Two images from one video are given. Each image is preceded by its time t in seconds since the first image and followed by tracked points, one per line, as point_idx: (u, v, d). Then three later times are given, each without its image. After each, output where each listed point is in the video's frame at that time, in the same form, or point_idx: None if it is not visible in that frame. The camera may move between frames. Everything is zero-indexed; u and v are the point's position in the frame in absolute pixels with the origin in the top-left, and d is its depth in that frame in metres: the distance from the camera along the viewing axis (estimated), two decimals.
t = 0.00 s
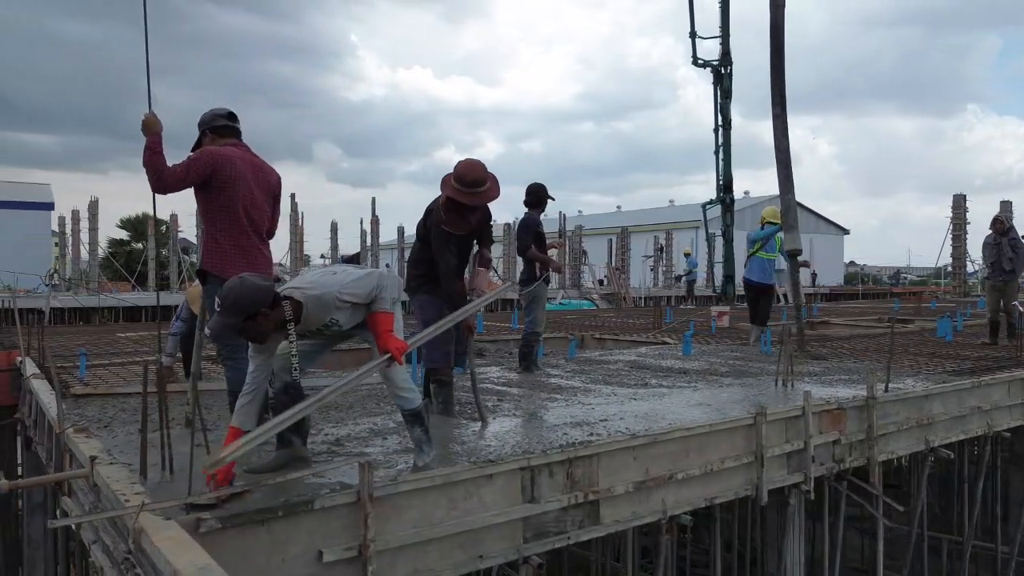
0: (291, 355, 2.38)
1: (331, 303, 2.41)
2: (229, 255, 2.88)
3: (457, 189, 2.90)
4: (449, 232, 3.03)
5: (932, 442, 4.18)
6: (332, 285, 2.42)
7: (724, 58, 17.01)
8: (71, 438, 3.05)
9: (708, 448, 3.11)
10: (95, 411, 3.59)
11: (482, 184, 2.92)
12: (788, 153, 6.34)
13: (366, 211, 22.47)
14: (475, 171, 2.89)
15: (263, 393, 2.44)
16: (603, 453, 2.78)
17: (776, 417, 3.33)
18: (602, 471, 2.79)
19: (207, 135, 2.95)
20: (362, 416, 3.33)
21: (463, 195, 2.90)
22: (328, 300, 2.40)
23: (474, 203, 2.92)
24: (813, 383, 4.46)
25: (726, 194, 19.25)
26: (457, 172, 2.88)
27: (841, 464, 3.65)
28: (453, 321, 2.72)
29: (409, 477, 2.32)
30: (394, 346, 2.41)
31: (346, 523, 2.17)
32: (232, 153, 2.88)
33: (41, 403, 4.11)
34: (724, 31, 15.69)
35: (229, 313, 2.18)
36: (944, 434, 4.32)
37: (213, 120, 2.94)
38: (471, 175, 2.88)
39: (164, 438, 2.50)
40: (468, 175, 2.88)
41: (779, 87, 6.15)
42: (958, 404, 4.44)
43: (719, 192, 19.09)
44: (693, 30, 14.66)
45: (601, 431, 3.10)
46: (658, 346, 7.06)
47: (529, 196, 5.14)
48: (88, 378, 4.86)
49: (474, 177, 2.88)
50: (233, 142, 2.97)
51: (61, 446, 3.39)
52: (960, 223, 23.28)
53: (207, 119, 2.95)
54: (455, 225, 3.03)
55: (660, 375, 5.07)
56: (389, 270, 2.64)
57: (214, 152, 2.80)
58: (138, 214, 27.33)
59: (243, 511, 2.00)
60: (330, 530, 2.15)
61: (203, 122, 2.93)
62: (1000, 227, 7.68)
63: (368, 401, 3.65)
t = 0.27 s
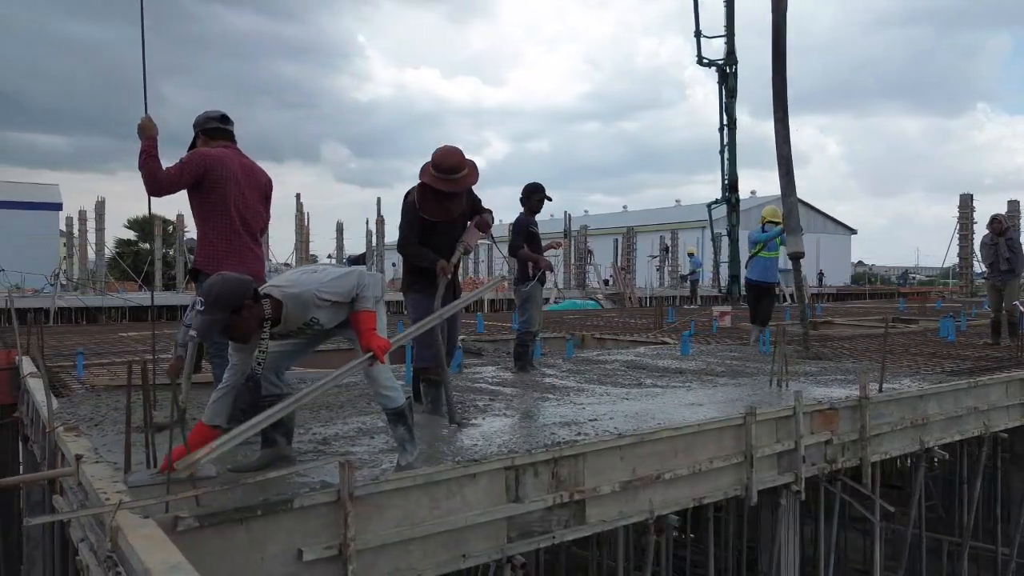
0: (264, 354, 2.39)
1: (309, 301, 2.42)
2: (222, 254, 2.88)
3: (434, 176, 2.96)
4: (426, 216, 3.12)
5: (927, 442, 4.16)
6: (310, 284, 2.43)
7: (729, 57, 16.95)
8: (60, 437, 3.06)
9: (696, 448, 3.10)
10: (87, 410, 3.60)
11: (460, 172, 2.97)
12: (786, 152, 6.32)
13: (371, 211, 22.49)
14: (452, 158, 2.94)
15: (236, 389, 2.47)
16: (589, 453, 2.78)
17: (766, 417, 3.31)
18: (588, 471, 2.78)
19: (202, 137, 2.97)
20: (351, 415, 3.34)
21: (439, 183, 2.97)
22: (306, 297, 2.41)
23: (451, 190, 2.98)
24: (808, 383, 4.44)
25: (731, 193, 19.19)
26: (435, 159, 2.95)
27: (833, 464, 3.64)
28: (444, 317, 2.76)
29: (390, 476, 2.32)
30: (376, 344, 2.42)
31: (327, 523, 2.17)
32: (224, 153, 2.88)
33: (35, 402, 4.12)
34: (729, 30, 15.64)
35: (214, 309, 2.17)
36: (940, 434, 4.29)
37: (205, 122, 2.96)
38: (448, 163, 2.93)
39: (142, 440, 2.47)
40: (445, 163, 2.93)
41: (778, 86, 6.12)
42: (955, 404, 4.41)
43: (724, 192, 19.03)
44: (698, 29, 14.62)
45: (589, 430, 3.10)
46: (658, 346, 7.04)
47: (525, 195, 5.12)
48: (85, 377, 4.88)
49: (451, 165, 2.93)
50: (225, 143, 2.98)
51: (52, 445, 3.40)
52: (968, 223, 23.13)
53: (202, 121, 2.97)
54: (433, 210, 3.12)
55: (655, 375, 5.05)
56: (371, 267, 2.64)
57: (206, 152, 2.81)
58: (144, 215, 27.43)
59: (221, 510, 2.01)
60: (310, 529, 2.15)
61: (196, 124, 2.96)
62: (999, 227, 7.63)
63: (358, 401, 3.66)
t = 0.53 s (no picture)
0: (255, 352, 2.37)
1: (298, 301, 2.38)
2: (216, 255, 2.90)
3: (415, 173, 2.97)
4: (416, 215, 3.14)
5: (920, 441, 4.14)
6: (300, 284, 2.39)
7: (734, 56, 16.89)
8: (50, 434, 3.07)
9: (684, 447, 3.10)
10: (79, 409, 3.61)
11: (441, 165, 2.98)
12: (786, 150, 6.29)
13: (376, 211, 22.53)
14: (430, 154, 2.95)
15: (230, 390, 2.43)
16: (574, 451, 2.78)
17: (755, 416, 3.30)
18: (573, 469, 2.78)
19: (201, 137, 2.98)
20: (341, 413, 3.34)
21: (422, 179, 2.96)
22: (297, 297, 2.36)
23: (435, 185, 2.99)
24: (801, 381, 4.43)
25: (735, 193, 19.13)
26: (413, 157, 2.96)
27: (824, 464, 3.63)
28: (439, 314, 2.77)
29: (372, 474, 2.32)
30: (361, 343, 2.38)
31: (308, 520, 2.17)
32: (220, 155, 2.89)
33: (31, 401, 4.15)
34: (733, 29, 15.60)
35: (209, 308, 2.18)
36: (933, 434, 4.27)
37: (205, 124, 2.96)
38: (428, 158, 2.94)
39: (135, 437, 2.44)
40: (424, 159, 2.94)
41: (777, 84, 6.09)
42: (950, 404, 4.39)
43: (729, 191, 18.95)
44: (702, 28, 14.58)
45: (577, 429, 3.10)
46: (656, 345, 7.03)
47: (519, 195, 5.13)
48: (83, 376, 4.90)
49: (431, 160, 2.94)
50: (223, 142, 2.98)
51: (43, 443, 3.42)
52: (974, 222, 23.02)
53: (202, 122, 2.98)
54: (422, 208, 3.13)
55: (649, 374, 5.06)
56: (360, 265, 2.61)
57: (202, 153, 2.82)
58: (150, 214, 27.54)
59: (200, 507, 2.01)
60: (290, 526, 2.15)
61: (197, 125, 2.97)
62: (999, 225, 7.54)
63: (350, 399, 3.66)
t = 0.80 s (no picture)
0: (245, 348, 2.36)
1: (284, 298, 2.37)
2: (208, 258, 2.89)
3: (405, 184, 2.97)
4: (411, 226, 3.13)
5: (914, 440, 4.12)
6: (286, 281, 2.38)
7: (738, 54, 16.81)
8: (41, 431, 3.09)
9: (672, 445, 3.09)
10: (72, 406, 3.63)
11: (430, 173, 2.96)
12: (785, 149, 6.27)
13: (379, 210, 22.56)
14: (419, 163, 2.94)
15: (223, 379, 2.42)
16: (560, 449, 2.78)
17: (744, 415, 3.30)
18: (559, 467, 2.78)
19: (197, 140, 2.97)
20: (330, 411, 3.35)
21: (413, 190, 2.96)
22: (283, 294, 2.36)
23: (427, 195, 2.98)
24: (795, 380, 4.42)
25: (739, 192, 19.08)
26: (403, 166, 2.95)
27: (815, 462, 3.62)
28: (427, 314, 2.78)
29: (355, 471, 2.32)
30: (346, 339, 2.38)
31: (288, 517, 2.18)
32: (212, 158, 2.88)
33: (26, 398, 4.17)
34: (737, 28, 15.57)
35: (195, 304, 2.16)
36: (928, 433, 4.25)
37: (200, 125, 2.95)
38: (417, 168, 2.92)
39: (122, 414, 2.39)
40: (412, 168, 2.93)
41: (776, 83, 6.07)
42: (945, 403, 4.37)
43: (733, 190, 18.90)
44: (706, 27, 14.55)
45: (565, 428, 3.10)
46: (654, 344, 7.03)
47: (514, 195, 5.14)
48: (79, 373, 4.93)
49: (420, 170, 2.92)
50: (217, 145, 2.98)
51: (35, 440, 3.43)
52: (979, 222, 22.89)
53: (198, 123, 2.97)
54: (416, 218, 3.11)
55: (643, 372, 5.05)
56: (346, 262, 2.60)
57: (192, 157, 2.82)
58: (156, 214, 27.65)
59: (179, 503, 2.02)
60: (271, 523, 2.16)
61: (194, 127, 2.97)
62: (1005, 225, 7.42)
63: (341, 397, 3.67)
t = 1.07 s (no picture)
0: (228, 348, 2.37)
1: (269, 297, 2.38)
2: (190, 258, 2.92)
3: (394, 183, 2.98)
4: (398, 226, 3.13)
5: (906, 439, 4.11)
6: (270, 280, 2.39)
7: (739, 53, 16.77)
8: (29, 429, 3.09)
9: (659, 443, 3.09)
10: (62, 404, 3.64)
11: (420, 172, 2.99)
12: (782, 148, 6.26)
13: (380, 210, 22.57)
14: (410, 163, 2.96)
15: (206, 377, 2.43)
16: (546, 447, 2.78)
17: (732, 413, 3.30)
18: (545, 465, 2.78)
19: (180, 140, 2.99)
20: (319, 409, 3.35)
21: (401, 187, 2.97)
22: (267, 292, 2.37)
23: (417, 193, 2.99)
24: (787, 379, 4.41)
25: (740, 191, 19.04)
26: (395, 165, 2.97)
27: (805, 461, 3.61)
28: (411, 313, 2.78)
29: (337, 469, 2.32)
30: (330, 337, 2.40)
31: (270, 514, 2.18)
32: (191, 159, 2.90)
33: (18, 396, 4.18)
34: (738, 27, 15.53)
35: (178, 304, 2.15)
36: (920, 432, 4.24)
37: (183, 126, 2.98)
38: (408, 166, 2.95)
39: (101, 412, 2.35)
40: (403, 167, 2.95)
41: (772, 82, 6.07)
42: (938, 402, 4.36)
43: (734, 190, 18.85)
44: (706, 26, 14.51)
45: (552, 426, 3.10)
46: (650, 343, 7.02)
47: (507, 194, 5.14)
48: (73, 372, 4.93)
49: (410, 168, 2.95)
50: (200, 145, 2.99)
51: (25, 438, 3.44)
52: (981, 222, 22.81)
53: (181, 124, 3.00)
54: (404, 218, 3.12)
55: (637, 371, 5.05)
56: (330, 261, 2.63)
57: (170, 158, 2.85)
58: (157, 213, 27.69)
59: (160, 500, 2.02)
60: (252, 520, 2.16)
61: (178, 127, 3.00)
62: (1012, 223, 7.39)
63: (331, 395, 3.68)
